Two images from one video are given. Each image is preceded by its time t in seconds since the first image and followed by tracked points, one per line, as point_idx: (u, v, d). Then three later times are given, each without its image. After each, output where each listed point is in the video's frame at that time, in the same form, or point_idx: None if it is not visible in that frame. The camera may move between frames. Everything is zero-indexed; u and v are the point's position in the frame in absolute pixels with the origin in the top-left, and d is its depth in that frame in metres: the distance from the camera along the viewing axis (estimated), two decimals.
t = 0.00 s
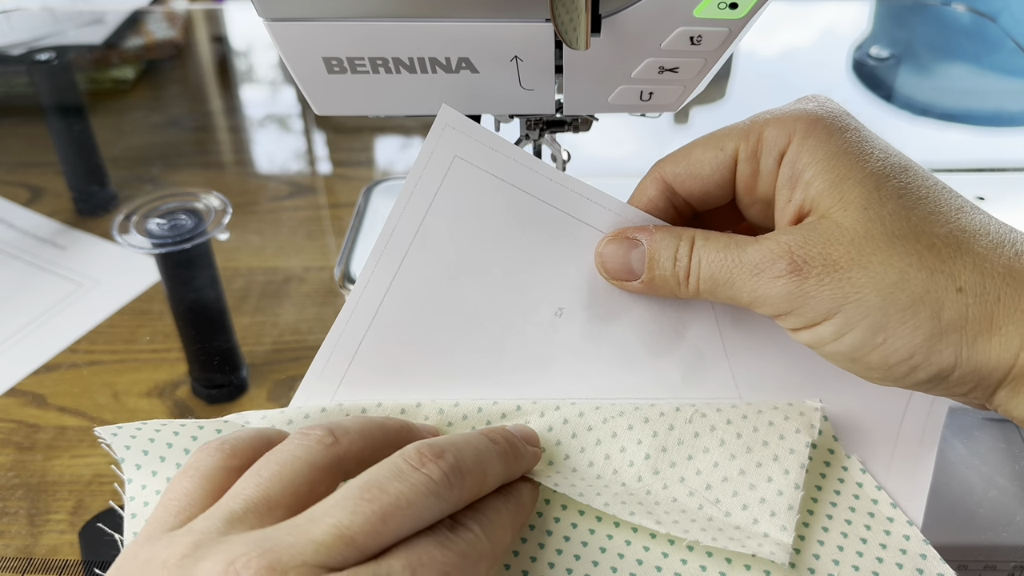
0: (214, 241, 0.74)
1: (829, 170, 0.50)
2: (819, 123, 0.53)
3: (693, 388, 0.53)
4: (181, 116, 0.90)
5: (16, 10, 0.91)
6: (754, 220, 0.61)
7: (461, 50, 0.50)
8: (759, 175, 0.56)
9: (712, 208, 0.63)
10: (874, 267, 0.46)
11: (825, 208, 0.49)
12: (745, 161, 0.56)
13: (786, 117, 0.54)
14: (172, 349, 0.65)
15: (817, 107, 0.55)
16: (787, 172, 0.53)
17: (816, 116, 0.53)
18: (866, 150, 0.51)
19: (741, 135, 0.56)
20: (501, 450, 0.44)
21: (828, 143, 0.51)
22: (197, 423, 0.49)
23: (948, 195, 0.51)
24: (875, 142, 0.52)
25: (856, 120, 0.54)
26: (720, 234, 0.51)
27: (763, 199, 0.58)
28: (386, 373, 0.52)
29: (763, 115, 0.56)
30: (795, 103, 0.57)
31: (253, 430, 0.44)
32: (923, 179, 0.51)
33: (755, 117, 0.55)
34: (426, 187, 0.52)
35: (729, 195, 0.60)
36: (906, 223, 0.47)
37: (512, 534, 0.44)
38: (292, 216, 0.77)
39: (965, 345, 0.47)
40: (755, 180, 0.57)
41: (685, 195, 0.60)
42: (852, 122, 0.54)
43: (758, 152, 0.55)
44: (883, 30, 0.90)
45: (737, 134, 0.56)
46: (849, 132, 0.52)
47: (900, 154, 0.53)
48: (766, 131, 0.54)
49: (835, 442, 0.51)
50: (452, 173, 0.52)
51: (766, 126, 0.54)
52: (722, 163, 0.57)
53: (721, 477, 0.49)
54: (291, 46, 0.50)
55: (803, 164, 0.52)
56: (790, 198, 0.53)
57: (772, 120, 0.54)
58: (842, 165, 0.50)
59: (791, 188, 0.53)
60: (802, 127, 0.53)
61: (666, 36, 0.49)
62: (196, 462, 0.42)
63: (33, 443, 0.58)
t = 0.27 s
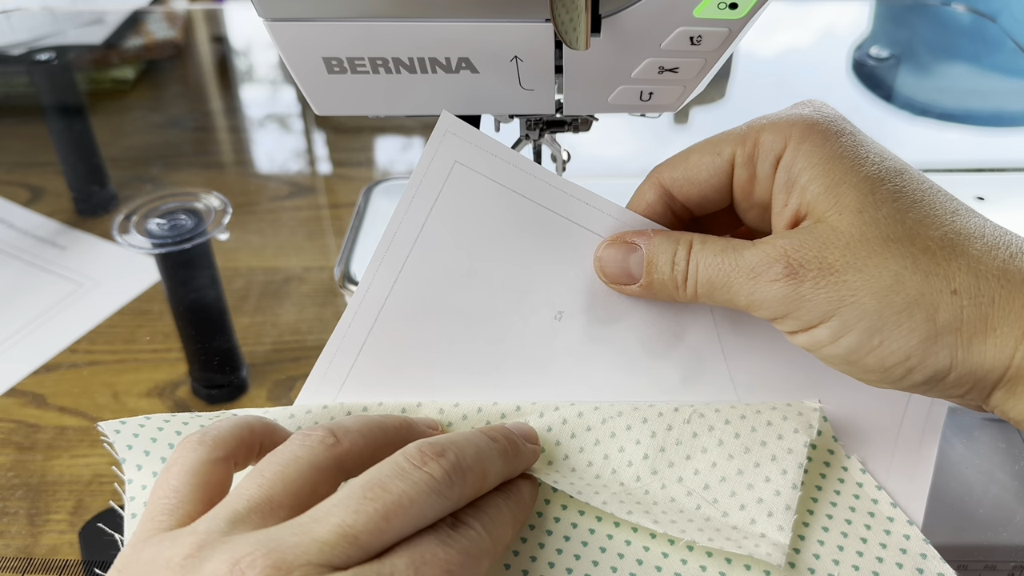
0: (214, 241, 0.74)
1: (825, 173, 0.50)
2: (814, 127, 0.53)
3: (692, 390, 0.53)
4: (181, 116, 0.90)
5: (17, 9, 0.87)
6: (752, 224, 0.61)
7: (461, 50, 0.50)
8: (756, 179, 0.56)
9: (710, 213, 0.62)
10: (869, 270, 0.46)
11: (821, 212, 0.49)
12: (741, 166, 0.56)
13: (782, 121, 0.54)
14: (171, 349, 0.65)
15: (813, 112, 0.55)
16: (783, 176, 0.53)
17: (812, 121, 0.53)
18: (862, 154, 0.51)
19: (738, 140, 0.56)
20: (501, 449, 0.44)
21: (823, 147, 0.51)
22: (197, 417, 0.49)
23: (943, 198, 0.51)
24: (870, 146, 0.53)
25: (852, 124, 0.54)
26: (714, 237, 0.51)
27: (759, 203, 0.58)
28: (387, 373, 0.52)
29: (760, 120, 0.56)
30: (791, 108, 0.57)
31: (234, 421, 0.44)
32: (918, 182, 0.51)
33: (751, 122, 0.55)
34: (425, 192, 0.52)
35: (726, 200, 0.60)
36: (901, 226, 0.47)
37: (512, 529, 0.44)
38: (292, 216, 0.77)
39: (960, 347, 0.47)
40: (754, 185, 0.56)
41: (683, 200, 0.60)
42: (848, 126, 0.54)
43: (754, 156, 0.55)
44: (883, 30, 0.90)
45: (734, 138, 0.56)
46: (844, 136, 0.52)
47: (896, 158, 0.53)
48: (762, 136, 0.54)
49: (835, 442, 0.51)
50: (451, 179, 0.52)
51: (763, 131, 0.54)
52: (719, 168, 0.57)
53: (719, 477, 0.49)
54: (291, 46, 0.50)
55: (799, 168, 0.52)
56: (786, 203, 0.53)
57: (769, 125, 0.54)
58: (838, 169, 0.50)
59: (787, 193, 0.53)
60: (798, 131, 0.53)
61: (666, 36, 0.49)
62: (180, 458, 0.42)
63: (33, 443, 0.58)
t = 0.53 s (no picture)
0: (214, 241, 0.74)
1: (821, 177, 0.50)
2: (810, 130, 0.53)
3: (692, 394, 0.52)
4: (181, 116, 0.90)
5: (16, 9, 0.86)
6: (751, 226, 0.61)
7: (461, 50, 0.50)
8: (754, 183, 0.56)
9: (709, 215, 0.63)
10: (865, 274, 0.46)
11: (817, 216, 0.49)
12: (739, 170, 0.56)
13: (779, 125, 0.54)
14: (171, 349, 0.65)
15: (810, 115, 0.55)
16: (780, 181, 0.53)
17: (809, 124, 0.53)
18: (858, 157, 0.51)
19: (735, 144, 0.56)
20: (504, 452, 0.44)
21: (820, 151, 0.51)
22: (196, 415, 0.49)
23: (939, 200, 0.51)
24: (867, 149, 0.52)
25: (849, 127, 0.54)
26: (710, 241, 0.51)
27: (758, 206, 0.58)
28: (389, 376, 0.52)
29: (758, 122, 0.55)
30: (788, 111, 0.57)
31: (245, 424, 0.44)
32: (913, 185, 0.51)
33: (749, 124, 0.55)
34: (426, 197, 0.52)
35: (726, 203, 0.60)
36: (896, 230, 0.47)
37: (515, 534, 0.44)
38: (292, 216, 0.77)
39: (955, 350, 0.47)
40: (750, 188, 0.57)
41: (682, 203, 0.60)
42: (845, 129, 0.54)
43: (752, 160, 0.55)
44: (883, 30, 0.90)
45: (731, 142, 0.56)
46: (842, 139, 0.52)
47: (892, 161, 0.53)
48: (760, 139, 0.54)
49: (837, 444, 0.51)
50: (451, 184, 0.52)
51: (760, 135, 0.54)
52: (718, 171, 0.57)
53: (721, 474, 0.49)
54: (291, 46, 0.50)
55: (796, 172, 0.52)
56: (783, 207, 0.53)
57: (766, 128, 0.54)
58: (834, 173, 0.50)
59: (784, 197, 0.53)
60: (796, 135, 0.53)
61: (665, 35, 0.49)
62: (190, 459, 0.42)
63: (33, 443, 0.58)
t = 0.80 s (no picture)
0: (214, 241, 0.74)
1: (810, 187, 0.50)
2: (801, 139, 0.53)
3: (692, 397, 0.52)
4: (181, 116, 0.90)
5: (17, 9, 0.88)
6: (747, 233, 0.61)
7: (461, 50, 0.50)
8: (746, 192, 0.56)
9: (708, 221, 0.63)
10: (850, 284, 0.46)
11: (805, 225, 0.49)
12: (732, 179, 0.56)
13: (771, 133, 0.54)
14: (172, 349, 0.65)
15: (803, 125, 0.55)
16: (771, 190, 0.52)
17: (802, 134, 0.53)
18: (849, 165, 0.51)
19: (728, 152, 0.56)
20: (500, 446, 0.44)
21: (809, 159, 0.51)
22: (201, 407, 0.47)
23: (930, 210, 0.50)
24: (858, 157, 0.52)
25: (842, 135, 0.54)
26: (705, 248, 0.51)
27: (752, 215, 0.58)
28: (395, 379, 0.52)
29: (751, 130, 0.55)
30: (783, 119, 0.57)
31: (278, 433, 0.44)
32: (905, 193, 0.50)
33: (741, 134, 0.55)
34: (429, 205, 0.52)
35: (722, 210, 0.60)
36: (879, 235, 0.47)
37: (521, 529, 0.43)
38: (292, 216, 0.77)
39: (939, 360, 0.47)
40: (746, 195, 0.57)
41: (679, 210, 0.60)
42: (837, 137, 0.54)
43: (744, 168, 0.55)
44: (883, 30, 0.90)
45: (725, 151, 0.56)
46: (833, 146, 0.52)
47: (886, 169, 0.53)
48: (752, 147, 0.54)
49: (840, 445, 0.51)
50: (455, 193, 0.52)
51: (752, 143, 0.54)
52: (712, 180, 0.57)
53: (722, 460, 0.49)
54: (292, 46, 0.50)
55: (786, 181, 0.51)
56: (775, 216, 0.52)
57: (759, 136, 0.54)
58: (823, 182, 0.50)
59: (774, 206, 0.52)
60: (787, 143, 0.53)
61: (665, 35, 0.49)
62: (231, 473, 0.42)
63: (34, 444, 0.58)
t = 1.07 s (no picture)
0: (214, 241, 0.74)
1: (800, 209, 0.49)
2: (799, 153, 0.51)
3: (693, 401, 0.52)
4: (181, 116, 0.90)
5: (17, 9, 0.91)
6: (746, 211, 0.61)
7: (462, 50, 0.50)
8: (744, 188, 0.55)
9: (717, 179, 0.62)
10: (825, 317, 0.47)
11: (794, 247, 0.49)
12: (732, 171, 0.56)
13: (773, 141, 0.52)
14: (172, 349, 0.65)
15: (802, 133, 0.52)
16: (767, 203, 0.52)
17: (798, 143, 0.51)
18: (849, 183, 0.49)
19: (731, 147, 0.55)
20: (502, 445, 0.44)
21: (805, 178, 0.50)
22: (203, 405, 0.47)
23: (934, 236, 0.48)
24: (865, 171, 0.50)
25: (839, 145, 0.52)
26: (702, 260, 0.53)
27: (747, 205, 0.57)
28: (404, 387, 0.52)
29: (749, 126, 0.54)
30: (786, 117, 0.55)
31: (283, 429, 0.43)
32: (906, 215, 0.48)
33: (739, 131, 0.54)
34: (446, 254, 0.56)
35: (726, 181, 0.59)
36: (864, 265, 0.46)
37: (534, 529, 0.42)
38: (292, 216, 0.77)
39: (912, 392, 0.47)
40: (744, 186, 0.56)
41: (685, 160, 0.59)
42: (834, 149, 0.51)
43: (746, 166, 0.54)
44: (882, 30, 0.90)
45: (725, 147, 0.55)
46: (826, 163, 0.50)
47: (891, 182, 0.50)
48: (752, 151, 0.53)
49: (840, 442, 0.51)
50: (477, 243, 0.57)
51: (754, 145, 0.53)
52: (715, 160, 0.57)
53: (721, 454, 0.48)
54: (292, 46, 0.50)
55: (779, 199, 0.51)
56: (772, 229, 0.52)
57: (758, 146, 0.53)
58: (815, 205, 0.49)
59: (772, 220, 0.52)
60: (779, 160, 0.51)
61: (665, 36, 0.49)
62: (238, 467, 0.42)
63: (34, 443, 0.58)
